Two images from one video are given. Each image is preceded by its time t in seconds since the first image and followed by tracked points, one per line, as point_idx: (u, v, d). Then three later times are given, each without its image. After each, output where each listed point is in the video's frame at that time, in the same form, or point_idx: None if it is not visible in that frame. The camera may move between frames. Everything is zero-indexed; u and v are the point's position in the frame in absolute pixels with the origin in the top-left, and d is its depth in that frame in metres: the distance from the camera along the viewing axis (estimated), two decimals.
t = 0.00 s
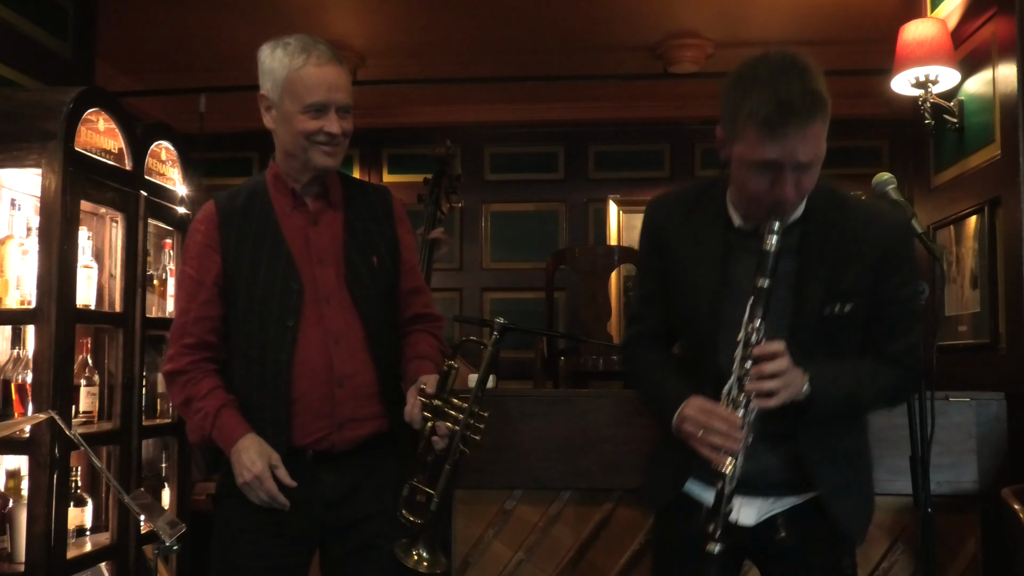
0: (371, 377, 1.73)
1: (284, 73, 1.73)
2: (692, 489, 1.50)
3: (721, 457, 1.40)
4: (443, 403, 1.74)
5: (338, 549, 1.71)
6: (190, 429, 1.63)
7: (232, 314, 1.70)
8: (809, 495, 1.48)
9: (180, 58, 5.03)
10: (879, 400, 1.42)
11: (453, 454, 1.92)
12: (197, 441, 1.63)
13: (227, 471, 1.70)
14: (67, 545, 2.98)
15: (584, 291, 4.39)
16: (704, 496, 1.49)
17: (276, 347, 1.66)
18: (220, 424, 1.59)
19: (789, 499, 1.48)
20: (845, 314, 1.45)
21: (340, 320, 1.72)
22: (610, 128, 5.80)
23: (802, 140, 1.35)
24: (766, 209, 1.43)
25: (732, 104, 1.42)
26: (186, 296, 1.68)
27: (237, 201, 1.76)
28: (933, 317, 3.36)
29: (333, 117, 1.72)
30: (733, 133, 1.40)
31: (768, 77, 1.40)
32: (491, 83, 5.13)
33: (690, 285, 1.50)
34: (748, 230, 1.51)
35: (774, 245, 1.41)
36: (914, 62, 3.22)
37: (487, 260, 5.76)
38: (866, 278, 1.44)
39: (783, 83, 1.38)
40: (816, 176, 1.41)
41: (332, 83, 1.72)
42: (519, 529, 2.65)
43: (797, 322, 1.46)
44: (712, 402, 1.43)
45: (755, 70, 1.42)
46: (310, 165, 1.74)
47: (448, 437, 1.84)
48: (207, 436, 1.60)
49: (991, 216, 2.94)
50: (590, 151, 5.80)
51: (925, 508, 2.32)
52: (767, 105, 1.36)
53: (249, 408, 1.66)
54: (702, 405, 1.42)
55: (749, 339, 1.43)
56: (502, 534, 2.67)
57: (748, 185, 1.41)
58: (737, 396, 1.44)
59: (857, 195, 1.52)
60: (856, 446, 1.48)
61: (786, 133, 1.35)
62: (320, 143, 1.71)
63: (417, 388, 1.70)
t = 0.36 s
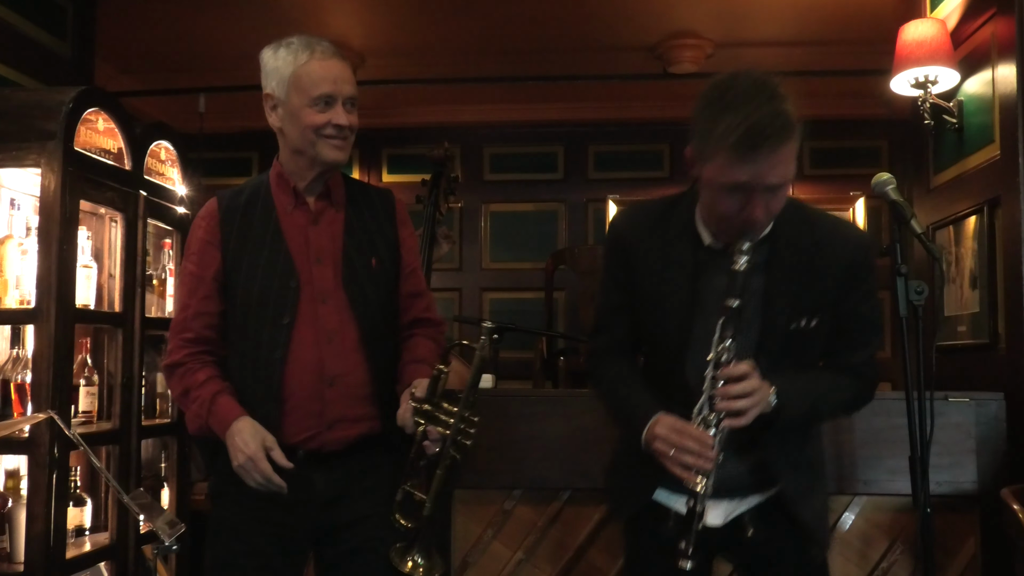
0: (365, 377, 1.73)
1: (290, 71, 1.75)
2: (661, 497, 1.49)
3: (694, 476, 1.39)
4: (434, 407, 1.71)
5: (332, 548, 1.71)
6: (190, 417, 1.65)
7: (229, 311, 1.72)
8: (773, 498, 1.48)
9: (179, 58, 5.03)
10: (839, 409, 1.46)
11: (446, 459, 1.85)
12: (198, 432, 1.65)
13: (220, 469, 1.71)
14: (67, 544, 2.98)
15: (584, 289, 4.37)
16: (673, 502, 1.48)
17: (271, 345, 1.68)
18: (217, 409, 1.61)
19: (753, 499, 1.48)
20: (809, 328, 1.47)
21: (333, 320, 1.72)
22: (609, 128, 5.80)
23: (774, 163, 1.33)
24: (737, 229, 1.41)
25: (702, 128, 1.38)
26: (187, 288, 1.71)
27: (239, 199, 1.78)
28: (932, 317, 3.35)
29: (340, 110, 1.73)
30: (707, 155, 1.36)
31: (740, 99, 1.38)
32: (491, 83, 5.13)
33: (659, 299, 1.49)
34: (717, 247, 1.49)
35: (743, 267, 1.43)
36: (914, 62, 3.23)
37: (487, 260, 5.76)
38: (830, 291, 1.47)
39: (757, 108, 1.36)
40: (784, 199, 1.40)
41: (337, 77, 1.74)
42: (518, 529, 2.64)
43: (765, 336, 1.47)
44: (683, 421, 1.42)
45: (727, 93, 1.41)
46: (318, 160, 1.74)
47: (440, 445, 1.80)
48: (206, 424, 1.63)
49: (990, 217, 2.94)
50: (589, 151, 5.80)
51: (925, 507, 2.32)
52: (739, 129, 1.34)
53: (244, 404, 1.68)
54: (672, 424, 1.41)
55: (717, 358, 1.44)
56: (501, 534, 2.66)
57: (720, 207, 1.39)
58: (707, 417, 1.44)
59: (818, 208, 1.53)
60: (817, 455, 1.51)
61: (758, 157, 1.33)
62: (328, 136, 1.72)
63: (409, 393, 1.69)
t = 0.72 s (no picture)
0: (341, 380, 1.70)
1: (275, 67, 1.74)
2: (641, 501, 1.56)
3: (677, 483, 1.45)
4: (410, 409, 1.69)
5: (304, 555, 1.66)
6: (165, 412, 1.62)
7: (206, 308, 1.67)
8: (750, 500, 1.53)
9: (179, 58, 5.03)
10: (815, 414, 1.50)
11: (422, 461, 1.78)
12: (172, 424, 1.62)
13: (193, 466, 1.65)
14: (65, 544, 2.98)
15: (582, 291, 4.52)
16: (656, 505, 1.54)
17: (246, 341, 1.65)
18: (196, 398, 1.58)
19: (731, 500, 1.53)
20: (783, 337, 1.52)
21: (311, 320, 1.69)
22: (609, 128, 5.79)
23: (746, 175, 1.40)
24: (713, 237, 1.47)
25: (675, 142, 1.45)
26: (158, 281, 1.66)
27: (217, 195, 1.74)
28: (932, 318, 3.35)
29: (328, 102, 1.74)
30: (679, 168, 1.44)
31: (711, 111, 1.44)
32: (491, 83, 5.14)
33: (637, 308, 1.56)
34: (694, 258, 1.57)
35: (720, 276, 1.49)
36: (912, 62, 3.25)
37: (486, 260, 5.75)
38: (802, 299, 1.52)
39: (731, 121, 1.42)
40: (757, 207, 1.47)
41: (322, 70, 1.75)
42: (518, 529, 2.60)
43: (739, 344, 1.52)
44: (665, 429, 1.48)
45: (698, 105, 1.46)
46: (307, 153, 1.73)
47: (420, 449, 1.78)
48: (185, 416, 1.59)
49: (989, 217, 2.94)
50: (589, 151, 5.79)
51: (924, 508, 2.33)
52: (713, 141, 1.40)
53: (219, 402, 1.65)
54: (655, 434, 1.47)
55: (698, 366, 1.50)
56: (500, 533, 2.61)
57: (696, 218, 1.45)
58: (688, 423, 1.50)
59: (792, 221, 1.59)
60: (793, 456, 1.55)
61: (733, 169, 1.39)
62: (320, 128, 1.72)
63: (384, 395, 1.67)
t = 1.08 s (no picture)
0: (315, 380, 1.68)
1: (242, 62, 1.69)
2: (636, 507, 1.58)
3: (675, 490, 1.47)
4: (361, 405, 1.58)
5: (279, 557, 1.65)
6: (157, 398, 1.55)
7: (179, 308, 1.62)
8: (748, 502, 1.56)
9: (178, 58, 5.03)
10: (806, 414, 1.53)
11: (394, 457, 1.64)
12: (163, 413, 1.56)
13: (166, 475, 1.62)
14: (65, 544, 2.98)
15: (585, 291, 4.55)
16: (652, 513, 1.57)
17: (225, 342, 1.61)
18: (195, 377, 1.53)
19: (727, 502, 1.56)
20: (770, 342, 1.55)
21: (283, 319, 1.67)
22: (609, 128, 5.79)
23: (732, 190, 1.43)
24: (697, 250, 1.51)
25: (659, 162, 1.47)
26: (123, 280, 1.59)
27: (182, 193, 1.68)
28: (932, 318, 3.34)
29: (297, 99, 1.69)
30: (665, 187, 1.46)
31: (693, 130, 1.45)
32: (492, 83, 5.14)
33: (627, 322, 1.58)
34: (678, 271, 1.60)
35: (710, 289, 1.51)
36: (913, 62, 3.29)
37: (486, 260, 5.75)
38: (788, 304, 1.56)
39: (714, 139, 1.43)
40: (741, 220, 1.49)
41: (291, 66, 1.70)
42: (517, 529, 2.60)
43: (727, 353, 1.56)
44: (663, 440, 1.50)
45: (681, 120, 1.47)
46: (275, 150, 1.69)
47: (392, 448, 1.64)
48: (186, 397, 1.54)
49: (989, 217, 2.94)
50: (589, 151, 5.79)
51: (924, 508, 2.32)
52: (697, 160, 1.43)
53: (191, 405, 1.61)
54: (654, 445, 1.49)
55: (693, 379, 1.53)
56: (500, 533, 2.61)
57: (684, 234, 1.49)
58: (686, 433, 1.52)
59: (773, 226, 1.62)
60: (784, 455, 1.59)
61: (720, 186, 1.42)
62: (288, 124, 1.68)
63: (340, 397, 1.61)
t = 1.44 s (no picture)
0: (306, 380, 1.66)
1: (219, 61, 1.69)
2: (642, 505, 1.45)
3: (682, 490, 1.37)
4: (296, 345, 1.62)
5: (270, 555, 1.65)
6: (170, 378, 1.52)
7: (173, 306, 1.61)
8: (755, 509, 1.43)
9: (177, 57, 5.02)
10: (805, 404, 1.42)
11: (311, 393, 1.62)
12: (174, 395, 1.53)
13: (159, 471, 1.60)
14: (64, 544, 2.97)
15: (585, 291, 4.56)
16: (658, 509, 1.44)
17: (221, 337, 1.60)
18: (216, 347, 1.53)
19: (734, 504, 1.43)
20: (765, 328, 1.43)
21: (270, 317, 1.66)
22: (609, 128, 5.78)
23: (724, 192, 1.31)
24: (686, 254, 1.39)
25: (653, 164, 1.32)
26: (115, 273, 1.57)
27: (167, 191, 1.67)
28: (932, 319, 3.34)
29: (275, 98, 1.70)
30: (655, 188, 1.32)
31: (684, 124, 1.30)
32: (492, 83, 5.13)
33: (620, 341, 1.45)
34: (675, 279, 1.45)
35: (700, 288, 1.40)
36: (912, 64, 3.28)
37: (485, 260, 5.75)
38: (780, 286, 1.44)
39: (702, 135, 1.29)
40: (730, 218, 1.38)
41: (269, 64, 1.71)
42: (516, 530, 2.59)
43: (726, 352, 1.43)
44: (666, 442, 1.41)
45: (668, 120, 1.31)
46: (255, 151, 1.69)
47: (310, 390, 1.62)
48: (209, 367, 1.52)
49: (988, 217, 2.94)
50: (588, 151, 5.79)
51: (924, 509, 2.32)
52: (688, 158, 1.29)
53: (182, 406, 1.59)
54: (657, 451, 1.40)
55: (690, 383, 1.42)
56: (499, 534, 2.61)
57: (672, 237, 1.36)
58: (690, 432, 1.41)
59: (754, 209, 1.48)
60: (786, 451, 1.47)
61: (712, 188, 1.30)
62: (268, 124, 1.68)
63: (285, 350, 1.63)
